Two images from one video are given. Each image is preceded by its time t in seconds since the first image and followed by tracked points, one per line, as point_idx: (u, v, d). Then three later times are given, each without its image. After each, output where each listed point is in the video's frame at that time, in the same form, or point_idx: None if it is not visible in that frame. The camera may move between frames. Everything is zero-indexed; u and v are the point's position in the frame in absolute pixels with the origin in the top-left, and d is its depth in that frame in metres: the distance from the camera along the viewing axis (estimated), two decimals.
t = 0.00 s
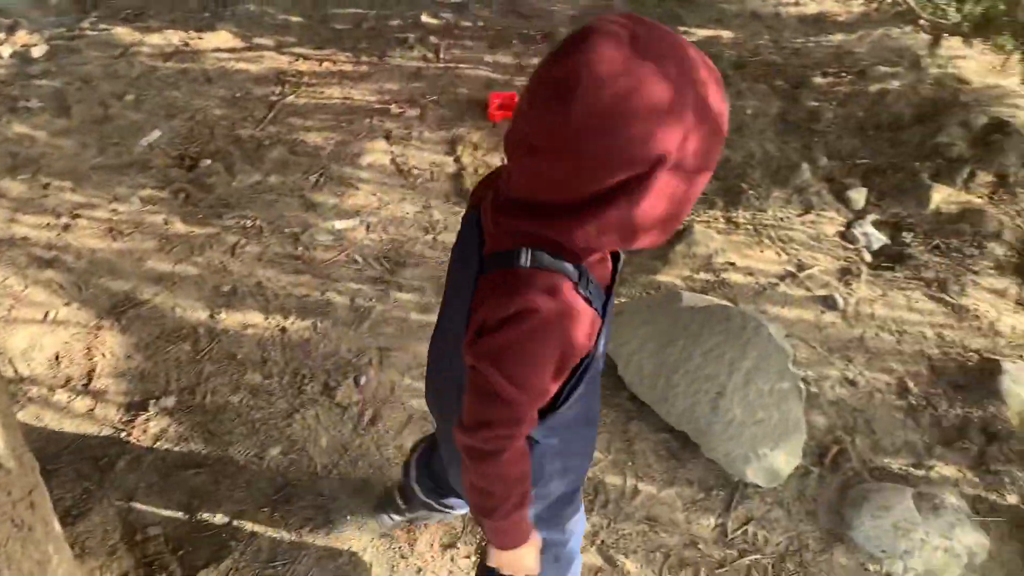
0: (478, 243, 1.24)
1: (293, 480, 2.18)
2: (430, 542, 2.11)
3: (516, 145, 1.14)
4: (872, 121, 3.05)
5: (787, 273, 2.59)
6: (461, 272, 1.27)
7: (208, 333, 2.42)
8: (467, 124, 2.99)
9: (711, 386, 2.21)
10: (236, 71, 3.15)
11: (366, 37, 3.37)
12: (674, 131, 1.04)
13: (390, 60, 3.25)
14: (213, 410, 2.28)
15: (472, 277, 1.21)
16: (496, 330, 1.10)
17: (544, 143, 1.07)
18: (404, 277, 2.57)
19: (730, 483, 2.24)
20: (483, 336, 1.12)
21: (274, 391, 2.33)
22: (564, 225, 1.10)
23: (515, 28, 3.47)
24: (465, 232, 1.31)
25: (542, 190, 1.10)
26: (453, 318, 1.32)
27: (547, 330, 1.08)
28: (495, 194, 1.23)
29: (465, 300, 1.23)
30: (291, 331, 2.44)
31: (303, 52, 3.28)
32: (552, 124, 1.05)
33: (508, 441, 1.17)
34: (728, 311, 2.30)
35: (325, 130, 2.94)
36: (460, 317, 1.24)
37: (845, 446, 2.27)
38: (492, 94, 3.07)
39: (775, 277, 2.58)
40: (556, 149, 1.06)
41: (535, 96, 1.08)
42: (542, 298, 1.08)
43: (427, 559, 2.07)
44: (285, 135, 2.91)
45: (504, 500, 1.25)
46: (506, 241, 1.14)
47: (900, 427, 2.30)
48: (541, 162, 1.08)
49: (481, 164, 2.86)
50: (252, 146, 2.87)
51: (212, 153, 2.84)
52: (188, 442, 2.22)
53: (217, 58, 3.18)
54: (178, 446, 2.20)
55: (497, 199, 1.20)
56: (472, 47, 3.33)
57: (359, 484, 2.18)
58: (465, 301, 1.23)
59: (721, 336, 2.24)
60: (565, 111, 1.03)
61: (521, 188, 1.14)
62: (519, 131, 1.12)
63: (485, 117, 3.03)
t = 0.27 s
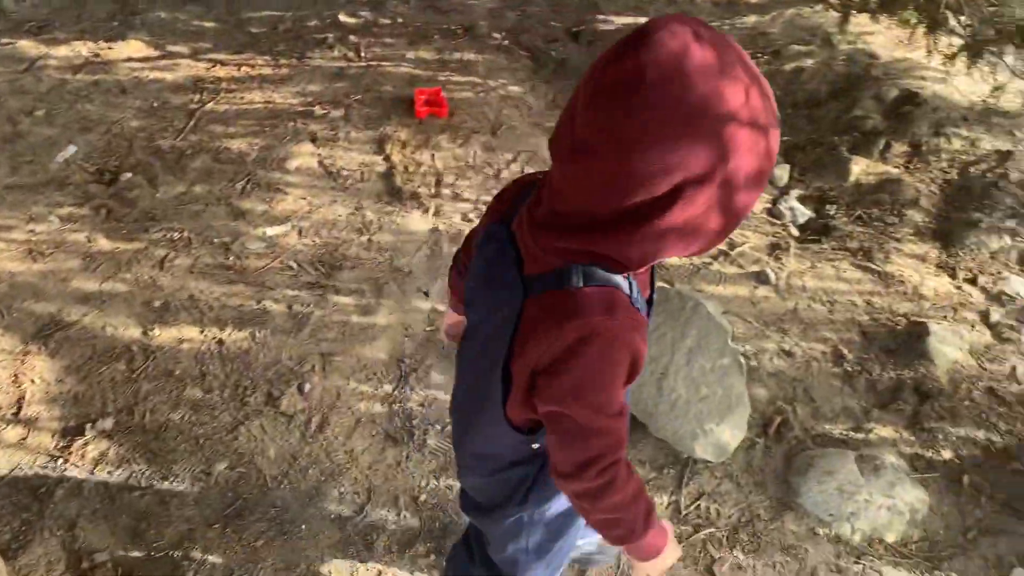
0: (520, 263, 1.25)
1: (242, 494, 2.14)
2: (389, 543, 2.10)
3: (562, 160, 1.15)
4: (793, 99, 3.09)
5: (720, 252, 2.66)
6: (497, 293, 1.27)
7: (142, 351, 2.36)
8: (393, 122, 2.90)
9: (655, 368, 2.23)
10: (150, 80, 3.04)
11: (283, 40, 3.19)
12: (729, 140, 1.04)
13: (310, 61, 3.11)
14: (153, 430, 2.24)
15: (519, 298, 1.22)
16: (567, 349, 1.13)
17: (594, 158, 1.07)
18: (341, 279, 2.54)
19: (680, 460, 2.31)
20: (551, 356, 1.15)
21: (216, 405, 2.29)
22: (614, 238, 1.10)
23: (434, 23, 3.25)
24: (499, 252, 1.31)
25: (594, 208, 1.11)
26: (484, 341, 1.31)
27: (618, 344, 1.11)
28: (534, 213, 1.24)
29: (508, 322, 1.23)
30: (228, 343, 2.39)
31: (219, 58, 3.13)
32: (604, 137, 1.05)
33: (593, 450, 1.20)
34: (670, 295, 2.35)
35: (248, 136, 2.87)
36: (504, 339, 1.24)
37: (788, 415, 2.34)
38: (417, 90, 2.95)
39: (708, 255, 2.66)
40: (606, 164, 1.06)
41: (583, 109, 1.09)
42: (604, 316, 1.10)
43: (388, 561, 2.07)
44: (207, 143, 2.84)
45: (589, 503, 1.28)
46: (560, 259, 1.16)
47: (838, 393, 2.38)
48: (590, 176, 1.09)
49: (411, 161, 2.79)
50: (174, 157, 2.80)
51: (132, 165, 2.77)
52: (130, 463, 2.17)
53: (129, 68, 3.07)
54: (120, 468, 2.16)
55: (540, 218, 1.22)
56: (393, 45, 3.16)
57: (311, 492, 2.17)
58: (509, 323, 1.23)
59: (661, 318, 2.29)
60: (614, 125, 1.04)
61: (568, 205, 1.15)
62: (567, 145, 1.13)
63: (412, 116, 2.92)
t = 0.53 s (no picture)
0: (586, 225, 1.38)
1: (188, 500, 2.11)
2: (344, 535, 2.10)
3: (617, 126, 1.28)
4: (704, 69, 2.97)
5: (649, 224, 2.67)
6: (570, 252, 1.41)
7: (66, 365, 2.29)
8: (310, 112, 2.85)
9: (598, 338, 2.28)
10: (48, 81, 2.92)
11: (188, 34, 3.11)
12: (753, 79, 1.13)
13: (216, 54, 3.03)
14: (87, 443, 2.18)
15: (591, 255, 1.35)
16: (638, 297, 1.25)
17: (645, 116, 1.19)
18: (269, 274, 2.50)
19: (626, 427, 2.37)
20: (620, 304, 1.28)
21: (152, 413, 2.24)
22: (670, 190, 1.21)
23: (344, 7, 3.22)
24: (563, 220, 1.44)
25: (646, 162, 1.23)
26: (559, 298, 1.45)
27: (692, 291, 1.23)
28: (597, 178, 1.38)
29: (582, 278, 1.37)
30: (157, 348, 2.33)
31: (121, 56, 3.02)
32: (646, 98, 1.18)
33: (661, 389, 1.32)
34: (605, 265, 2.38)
35: (159, 134, 2.78)
36: (580, 294, 1.38)
37: (724, 374, 2.41)
38: (330, 77, 2.91)
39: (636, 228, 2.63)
40: (652, 119, 1.18)
41: (625, 77, 1.22)
42: (672, 261, 1.22)
43: (345, 553, 2.07)
44: (115, 144, 2.75)
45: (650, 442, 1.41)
46: (628, 218, 1.28)
47: (770, 349, 2.46)
48: (639, 135, 1.22)
49: (331, 150, 2.75)
50: (82, 161, 2.70)
51: (37, 171, 2.66)
52: (65, 479, 2.12)
53: (24, 71, 2.94)
54: (55, 485, 2.11)
55: (607, 183, 1.34)
56: (302, 32, 3.10)
57: (260, 493, 2.14)
58: (583, 279, 1.37)
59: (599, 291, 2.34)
60: (652, 83, 1.16)
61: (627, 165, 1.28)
62: (617, 112, 1.26)
63: (329, 105, 2.87)
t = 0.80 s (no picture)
0: (603, 171, 1.29)
1: (115, 508, 2.00)
2: (282, 526, 1.99)
3: (637, 69, 1.23)
4: (597, 38, 3.04)
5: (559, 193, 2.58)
6: (585, 202, 1.31)
7: None
8: (205, 103, 2.84)
9: (522, 308, 2.32)
10: None
11: (69, 30, 3.15)
12: (786, 25, 1.12)
13: (99, 49, 3.06)
14: None
15: (613, 200, 1.26)
16: (674, 238, 1.19)
17: (676, 53, 1.15)
18: (178, 271, 2.45)
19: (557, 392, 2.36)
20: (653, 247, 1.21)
21: (69, 424, 2.16)
22: (700, 128, 1.18)
23: None
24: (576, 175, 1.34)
25: (668, 102, 1.19)
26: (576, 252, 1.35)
27: (723, 234, 1.19)
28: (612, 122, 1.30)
29: (604, 228, 1.28)
30: (67, 358, 2.27)
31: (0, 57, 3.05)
32: (677, 35, 1.14)
33: (681, 335, 1.25)
34: (522, 235, 2.41)
35: (47, 137, 2.73)
36: (603, 245, 1.29)
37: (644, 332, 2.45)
38: (225, 68, 2.93)
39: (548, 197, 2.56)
40: (682, 49, 1.14)
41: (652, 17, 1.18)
42: (711, 201, 1.17)
43: (286, 545, 1.95)
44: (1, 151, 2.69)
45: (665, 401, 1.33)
46: (653, 160, 1.22)
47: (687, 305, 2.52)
48: (664, 75, 1.17)
49: (232, 141, 2.73)
50: None
51: None
52: None
53: None
54: None
55: (624, 128, 1.27)
56: (189, 23, 3.16)
57: (191, 494, 2.03)
58: (606, 228, 1.28)
59: (520, 259, 2.35)
60: (684, 19, 1.13)
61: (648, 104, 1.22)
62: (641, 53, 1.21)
63: (225, 94, 2.87)
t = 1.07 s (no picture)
0: (629, 146, 1.27)
1: (26, 536, 1.89)
2: (207, 535, 1.92)
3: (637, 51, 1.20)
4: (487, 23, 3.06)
5: (461, 178, 2.57)
6: (618, 178, 1.30)
7: None
8: (88, 112, 2.73)
9: (433, 295, 2.31)
10: None
11: None
12: None
13: None
14: None
15: (650, 172, 1.25)
16: (721, 198, 1.19)
17: (685, 29, 1.10)
18: (73, 286, 2.36)
19: (474, 377, 2.35)
20: (708, 211, 1.21)
21: None
22: (730, 93, 1.14)
23: None
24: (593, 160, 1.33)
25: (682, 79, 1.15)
26: (609, 230, 1.34)
27: (759, 181, 1.20)
28: (623, 100, 1.28)
29: (645, 201, 1.28)
30: None
31: None
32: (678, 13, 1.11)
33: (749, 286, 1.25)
34: (427, 223, 2.40)
35: None
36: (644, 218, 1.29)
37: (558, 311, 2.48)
38: (107, 74, 2.83)
39: (452, 184, 2.56)
40: (691, 23, 1.09)
41: None
42: (752, 154, 1.18)
43: (211, 554, 1.88)
44: None
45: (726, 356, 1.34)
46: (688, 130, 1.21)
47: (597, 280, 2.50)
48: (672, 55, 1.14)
49: (119, 149, 2.64)
50: None
51: None
52: None
53: None
54: None
55: (642, 107, 1.24)
56: (63, 29, 3.03)
57: (107, 513, 1.94)
58: (647, 203, 1.27)
59: (428, 249, 2.35)
60: None
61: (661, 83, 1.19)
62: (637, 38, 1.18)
63: (109, 101, 2.77)
